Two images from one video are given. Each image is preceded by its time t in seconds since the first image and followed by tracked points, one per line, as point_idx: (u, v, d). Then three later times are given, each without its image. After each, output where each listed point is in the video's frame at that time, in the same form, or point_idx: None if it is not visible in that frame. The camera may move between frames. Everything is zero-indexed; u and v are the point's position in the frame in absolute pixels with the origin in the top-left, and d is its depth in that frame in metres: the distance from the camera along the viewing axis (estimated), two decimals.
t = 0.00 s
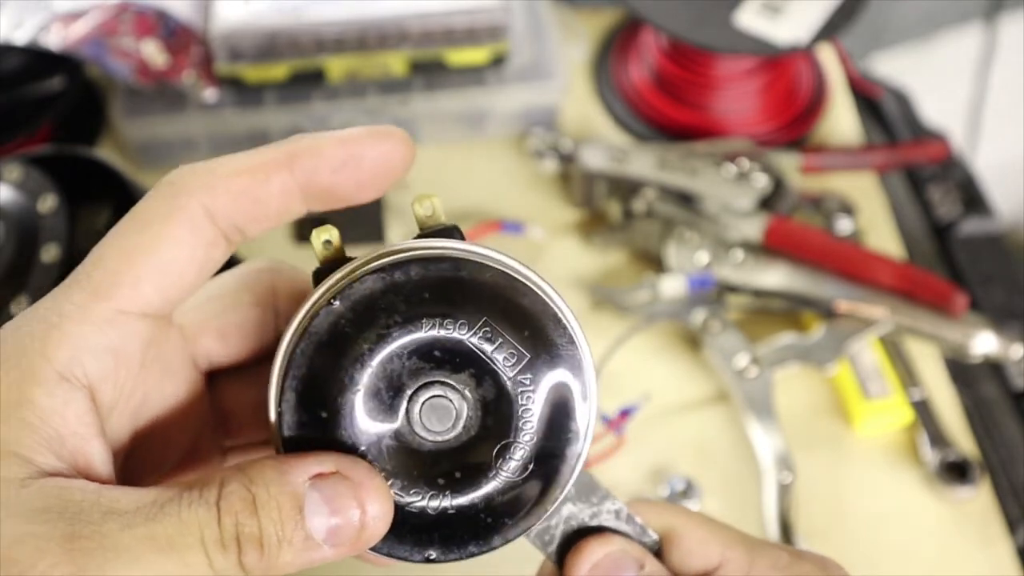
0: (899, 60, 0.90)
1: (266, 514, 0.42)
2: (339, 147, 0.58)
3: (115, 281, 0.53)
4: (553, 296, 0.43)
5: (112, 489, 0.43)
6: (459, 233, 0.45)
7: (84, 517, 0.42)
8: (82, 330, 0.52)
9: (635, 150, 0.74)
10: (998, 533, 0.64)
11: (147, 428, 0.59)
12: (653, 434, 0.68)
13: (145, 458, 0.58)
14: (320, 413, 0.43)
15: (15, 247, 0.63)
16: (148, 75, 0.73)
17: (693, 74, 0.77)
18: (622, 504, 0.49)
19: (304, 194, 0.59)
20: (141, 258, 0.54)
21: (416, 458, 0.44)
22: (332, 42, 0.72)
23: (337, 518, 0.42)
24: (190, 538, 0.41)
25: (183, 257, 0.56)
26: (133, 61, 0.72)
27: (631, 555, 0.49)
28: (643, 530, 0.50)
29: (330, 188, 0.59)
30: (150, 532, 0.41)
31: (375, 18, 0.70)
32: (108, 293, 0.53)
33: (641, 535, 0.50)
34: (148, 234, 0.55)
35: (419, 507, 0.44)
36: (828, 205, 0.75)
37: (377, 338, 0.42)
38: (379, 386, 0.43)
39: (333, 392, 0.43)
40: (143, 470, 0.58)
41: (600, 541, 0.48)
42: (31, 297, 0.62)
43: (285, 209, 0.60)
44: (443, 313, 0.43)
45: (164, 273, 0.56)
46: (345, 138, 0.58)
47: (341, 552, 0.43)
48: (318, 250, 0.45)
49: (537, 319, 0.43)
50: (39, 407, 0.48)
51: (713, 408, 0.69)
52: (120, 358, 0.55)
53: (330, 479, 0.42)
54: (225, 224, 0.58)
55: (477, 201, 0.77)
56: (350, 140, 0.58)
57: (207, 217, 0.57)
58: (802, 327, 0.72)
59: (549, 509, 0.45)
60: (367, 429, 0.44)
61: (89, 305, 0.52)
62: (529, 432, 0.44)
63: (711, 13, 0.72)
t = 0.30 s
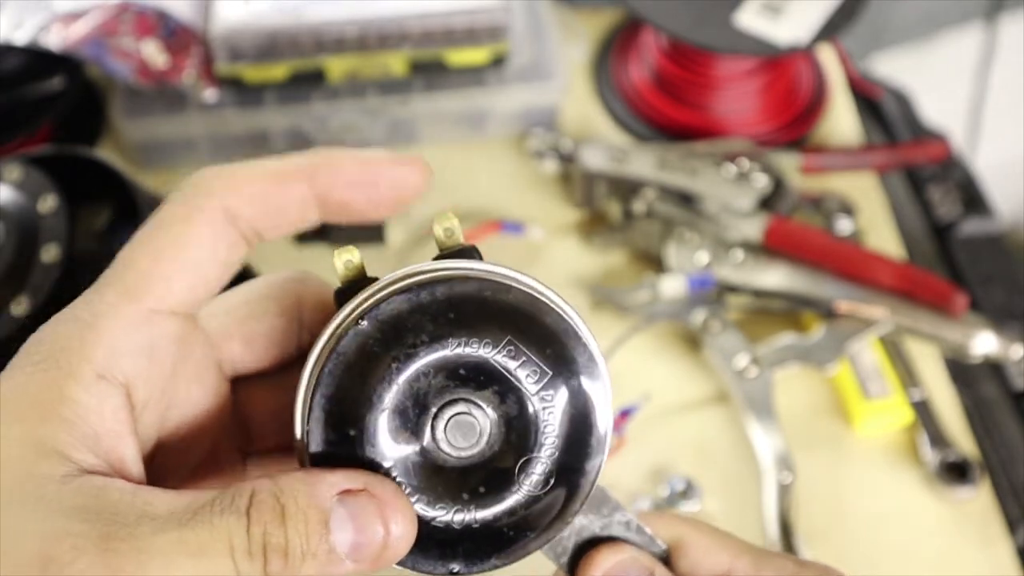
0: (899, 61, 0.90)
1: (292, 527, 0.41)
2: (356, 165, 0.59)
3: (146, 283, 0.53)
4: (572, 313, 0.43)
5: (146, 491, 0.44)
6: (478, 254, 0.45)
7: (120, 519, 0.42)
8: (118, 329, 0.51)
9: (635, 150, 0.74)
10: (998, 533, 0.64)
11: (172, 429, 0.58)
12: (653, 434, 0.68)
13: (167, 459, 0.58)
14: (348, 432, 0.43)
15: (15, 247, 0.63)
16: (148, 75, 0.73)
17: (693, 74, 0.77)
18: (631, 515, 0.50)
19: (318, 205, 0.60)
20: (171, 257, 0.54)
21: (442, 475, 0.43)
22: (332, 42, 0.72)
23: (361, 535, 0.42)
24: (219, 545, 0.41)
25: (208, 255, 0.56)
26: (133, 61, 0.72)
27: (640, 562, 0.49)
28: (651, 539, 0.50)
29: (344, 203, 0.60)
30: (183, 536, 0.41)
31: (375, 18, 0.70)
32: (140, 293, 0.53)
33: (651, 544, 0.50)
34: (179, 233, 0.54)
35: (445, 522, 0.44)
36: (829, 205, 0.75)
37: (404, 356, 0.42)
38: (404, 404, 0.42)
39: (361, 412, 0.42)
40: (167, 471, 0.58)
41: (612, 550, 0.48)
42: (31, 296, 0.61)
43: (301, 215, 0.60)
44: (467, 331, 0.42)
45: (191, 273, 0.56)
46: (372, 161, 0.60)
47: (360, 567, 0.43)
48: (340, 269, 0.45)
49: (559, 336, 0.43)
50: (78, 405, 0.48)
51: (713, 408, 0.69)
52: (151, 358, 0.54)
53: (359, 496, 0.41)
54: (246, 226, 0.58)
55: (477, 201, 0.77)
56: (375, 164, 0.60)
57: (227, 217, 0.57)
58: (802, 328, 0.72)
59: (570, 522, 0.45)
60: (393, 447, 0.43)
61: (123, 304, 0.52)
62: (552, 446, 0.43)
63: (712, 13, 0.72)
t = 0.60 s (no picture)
0: (900, 60, 0.90)
1: (292, 531, 0.41)
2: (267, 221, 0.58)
3: (93, 296, 0.54)
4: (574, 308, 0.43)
5: (142, 503, 0.45)
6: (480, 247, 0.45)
7: (118, 535, 0.43)
8: (76, 346, 0.52)
9: (635, 150, 0.74)
10: (998, 533, 0.64)
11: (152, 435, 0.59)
12: (653, 435, 0.68)
13: (155, 464, 0.58)
14: (350, 427, 0.42)
15: (15, 247, 0.63)
16: (148, 75, 0.73)
17: (694, 74, 0.77)
18: (634, 509, 0.50)
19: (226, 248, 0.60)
20: (112, 271, 0.55)
21: (444, 470, 0.43)
22: (332, 42, 0.72)
23: (361, 533, 0.42)
24: (217, 554, 0.41)
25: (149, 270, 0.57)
26: (133, 61, 0.72)
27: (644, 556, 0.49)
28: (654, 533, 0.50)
29: (243, 255, 0.60)
30: (180, 547, 0.42)
31: (375, 18, 0.70)
32: (89, 306, 0.54)
33: (653, 539, 0.50)
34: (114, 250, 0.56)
35: (447, 517, 0.43)
36: (829, 205, 0.75)
37: (407, 351, 0.41)
38: (407, 399, 0.42)
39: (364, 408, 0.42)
40: (155, 475, 0.58)
41: (613, 543, 0.48)
42: (31, 296, 0.61)
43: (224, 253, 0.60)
44: (470, 325, 0.42)
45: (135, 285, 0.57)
46: (282, 230, 0.58)
47: (363, 563, 0.43)
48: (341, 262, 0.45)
49: (561, 330, 0.43)
50: (54, 428, 0.49)
51: (713, 409, 0.69)
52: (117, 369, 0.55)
53: (358, 498, 0.41)
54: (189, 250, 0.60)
55: (477, 201, 0.77)
56: (283, 233, 0.58)
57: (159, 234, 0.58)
58: (802, 328, 0.72)
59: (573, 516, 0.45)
60: (396, 441, 0.43)
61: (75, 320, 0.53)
62: (554, 441, 0.43)
63: (712, 14, 0.72)
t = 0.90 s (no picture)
0: (901, 60, 0.90)
1: (287, 521, 0.42)
2: (293, 149, 0.59)
3: (99, 274, 0.54)
4: (564, 302, 0.43)
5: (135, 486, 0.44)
6: (471, 243, 0.45)
7: (109, 515, 0.43)
8: (80, 328, 0.52)
9: (635, 150, 0.74)
10: (998, 533, 0.64)
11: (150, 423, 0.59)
12: (653, 434, 0.68)
13: (148, 445, 0.58)
14: (341, 422, 0.42)
15: (16, 247, 0.63)
16: (148, 75, 0.73)
17: (694, 74, 0.77)
18: (626, 500, 0.49)
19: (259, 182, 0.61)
20: (118, 253, 0.55)
21: (436, 465, 0.43)
22: (332, 42, 0.72)
23: (356, 526, 0.42)
24: (209, 541, 0.42)
25: (151, 246, 0.57)
26: (133, 61, 0.72)
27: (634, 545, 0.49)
28: (645, 525, 0.50)
29: (281, 183, 0.61)
30: (172, 532, 0.42)
31: (375, 18, 0.71)
32: (96, 286, 0.54)
33: (644, 530, 0.50)
34: (112, 230, 0.55)
35: (438, 511, 0.43)
36: (829, 205, 0.75)
37: (397, 347, 0.41)
38: (398, 395, 0.42)
39: (356, 403, 0.42)
40: (149, 454, 0.58)
41: (603, 535, 0.48)
42: (30, 296, 0.62)
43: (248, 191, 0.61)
44: (461, 322, 0.42)
45: (145, 260, 0.57)
46: (308, 135, 0.60)
47: (357, 556, 0.43)
48: (332, 259, 0.45)
49: (552, 326, 0.43)
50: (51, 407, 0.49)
51: (713, 409, 0.69)
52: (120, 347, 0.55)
53: (352, 488, 0.41)
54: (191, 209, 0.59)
55: (477, 201, 0.77)
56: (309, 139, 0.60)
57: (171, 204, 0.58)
58: (802, 328, 0.72)
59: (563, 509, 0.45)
60: (388, 437, 0.43)
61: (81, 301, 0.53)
62: (544, 435, 0.43)
63: (712, 13, 0.72)
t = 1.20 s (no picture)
0: (901, 60, 0.91)
1: (264, 513, 0.42)
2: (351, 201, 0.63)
3: (128, 284, 0.56)
4: (541, 308, 0.43)
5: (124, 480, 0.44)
6: (456, 246, 0.45)
7: (95, 505, 0.43)
8: (88, 322, 0.53)
9: (635, 150, 0.74)
10: (998, 533, 0.64)
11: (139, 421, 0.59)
12: (653, 434, 0.68)
13: (134, 445, 0.58)
14: (318, 425, 0.43)
15: (16, 249, 0.63)
16: (148, 75, 0.73)
17: (694, 74, 0.77)
18: (619, 498, 0.50)
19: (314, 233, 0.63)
20: (153, 267, 0.57)
21: (412, 467, 0.43)
22: (332, 42, 0.72)
23: (331, 522, 0.42)
24: (189, 531, 0.41)
25: (194, 270, 0.60)
26: (133, 61, 0.72)
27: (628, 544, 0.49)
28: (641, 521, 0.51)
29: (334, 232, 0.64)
30: (154, 523, 0.42)
31: (375, 18, 0.71)
32: (118, 292, 0.55)
33: (640, 527, 0.51)
34: (161, 254, 0.58)
35: (415, 512, 0.44)
36: (829, 205, 0.75)
37: (373, 353, 0.42)
38: (373, 399, 0.42)
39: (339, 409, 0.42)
40: (134, 457, 0.58)
41: (601, 532, 0.48)
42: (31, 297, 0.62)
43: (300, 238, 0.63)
44: (436, 330, 0.42)
45: (174, 286, 0.59)
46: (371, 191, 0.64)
47: (329, 554, 0.43)
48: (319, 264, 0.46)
49: (529, 332, 0.43)
50: (47, 397, 0.49)
51: (713, 409, 0.69)
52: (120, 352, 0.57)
53: (328, 485, 0.42)
54: (241, 249, 0.62)
55: (477, 200, 0.77)
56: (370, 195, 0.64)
57: (223, 239, 0.61)
58: (802, 328, 0.72)
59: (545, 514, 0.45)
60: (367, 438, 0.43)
61: (98, 300, 0.54)
62: (522, 442, 0.43)
63: (712, 13, 0.72)
